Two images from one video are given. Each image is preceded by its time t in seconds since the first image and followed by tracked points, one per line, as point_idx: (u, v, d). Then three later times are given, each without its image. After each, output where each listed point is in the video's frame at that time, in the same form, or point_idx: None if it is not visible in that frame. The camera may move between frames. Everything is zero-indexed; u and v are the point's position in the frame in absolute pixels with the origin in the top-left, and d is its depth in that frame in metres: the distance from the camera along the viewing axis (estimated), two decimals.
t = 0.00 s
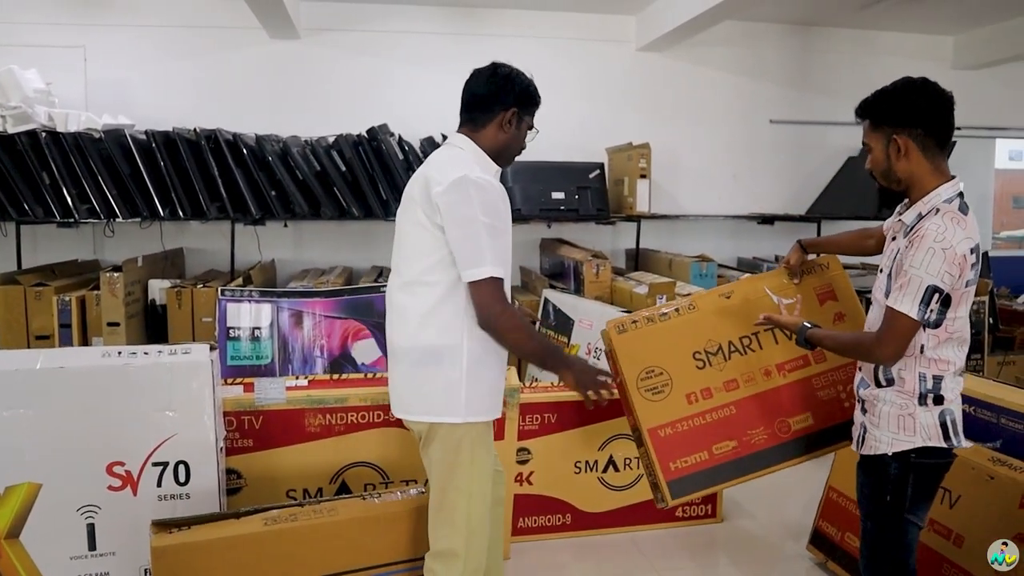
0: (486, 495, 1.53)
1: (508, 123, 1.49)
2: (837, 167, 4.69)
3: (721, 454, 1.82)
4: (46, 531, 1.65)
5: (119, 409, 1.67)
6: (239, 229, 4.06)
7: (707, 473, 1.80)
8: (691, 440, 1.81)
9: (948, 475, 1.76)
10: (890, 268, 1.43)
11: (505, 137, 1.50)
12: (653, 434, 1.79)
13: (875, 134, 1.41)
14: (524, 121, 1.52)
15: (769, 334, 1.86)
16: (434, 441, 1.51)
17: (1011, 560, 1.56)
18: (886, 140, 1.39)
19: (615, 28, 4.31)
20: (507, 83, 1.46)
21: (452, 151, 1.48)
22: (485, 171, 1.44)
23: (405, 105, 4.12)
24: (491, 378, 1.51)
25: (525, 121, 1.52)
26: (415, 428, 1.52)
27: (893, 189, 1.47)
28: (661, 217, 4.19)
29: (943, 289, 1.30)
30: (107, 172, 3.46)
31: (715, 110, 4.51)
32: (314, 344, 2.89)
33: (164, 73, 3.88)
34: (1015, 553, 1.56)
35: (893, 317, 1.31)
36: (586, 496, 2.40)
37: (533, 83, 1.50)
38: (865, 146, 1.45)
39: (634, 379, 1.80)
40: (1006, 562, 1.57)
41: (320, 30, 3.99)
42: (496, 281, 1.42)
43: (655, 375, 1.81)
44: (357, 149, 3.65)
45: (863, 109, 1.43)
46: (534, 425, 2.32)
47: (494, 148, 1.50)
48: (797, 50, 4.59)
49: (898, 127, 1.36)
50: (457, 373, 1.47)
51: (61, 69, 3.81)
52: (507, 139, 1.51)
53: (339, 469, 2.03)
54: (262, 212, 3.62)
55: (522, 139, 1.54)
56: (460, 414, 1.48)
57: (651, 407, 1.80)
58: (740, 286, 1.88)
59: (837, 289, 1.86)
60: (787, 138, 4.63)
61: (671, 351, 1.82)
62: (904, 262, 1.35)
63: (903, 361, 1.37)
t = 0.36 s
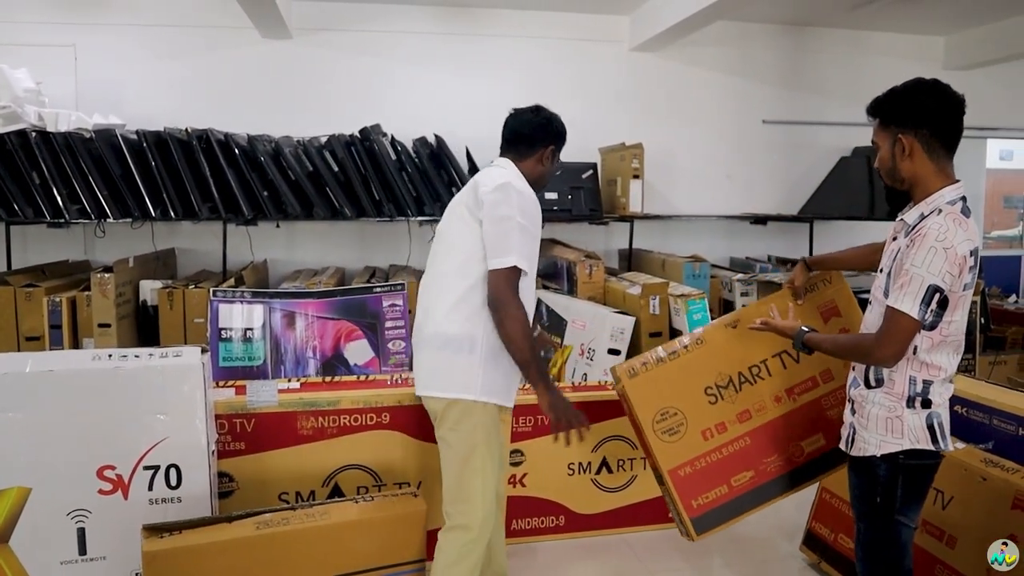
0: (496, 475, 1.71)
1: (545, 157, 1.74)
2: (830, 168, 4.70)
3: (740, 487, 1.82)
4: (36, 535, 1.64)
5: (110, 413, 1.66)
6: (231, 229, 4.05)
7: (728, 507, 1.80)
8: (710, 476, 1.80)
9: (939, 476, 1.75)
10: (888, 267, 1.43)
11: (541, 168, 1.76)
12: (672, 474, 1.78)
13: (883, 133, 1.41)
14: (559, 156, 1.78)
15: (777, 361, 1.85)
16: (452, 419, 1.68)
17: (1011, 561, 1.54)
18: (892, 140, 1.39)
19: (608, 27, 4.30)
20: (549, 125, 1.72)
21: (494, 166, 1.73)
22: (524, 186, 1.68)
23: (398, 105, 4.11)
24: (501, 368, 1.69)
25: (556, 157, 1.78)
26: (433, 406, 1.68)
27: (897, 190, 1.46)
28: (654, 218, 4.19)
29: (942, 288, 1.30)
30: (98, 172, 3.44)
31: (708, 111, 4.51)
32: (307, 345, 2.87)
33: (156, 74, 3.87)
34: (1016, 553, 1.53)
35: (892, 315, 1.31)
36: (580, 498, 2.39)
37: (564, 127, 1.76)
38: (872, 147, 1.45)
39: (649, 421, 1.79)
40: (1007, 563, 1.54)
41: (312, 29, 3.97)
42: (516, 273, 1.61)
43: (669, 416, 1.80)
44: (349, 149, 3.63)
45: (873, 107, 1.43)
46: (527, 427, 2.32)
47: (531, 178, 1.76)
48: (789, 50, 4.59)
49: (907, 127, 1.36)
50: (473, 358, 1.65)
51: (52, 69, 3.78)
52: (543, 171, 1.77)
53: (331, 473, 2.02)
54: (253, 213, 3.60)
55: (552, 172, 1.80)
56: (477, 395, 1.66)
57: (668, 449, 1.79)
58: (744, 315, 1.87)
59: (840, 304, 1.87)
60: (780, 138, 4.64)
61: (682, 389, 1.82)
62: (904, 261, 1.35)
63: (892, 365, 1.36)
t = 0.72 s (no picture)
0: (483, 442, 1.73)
1: (574, 189, 1.82)
2: (823, 166, 4.72)
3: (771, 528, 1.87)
4: (30, 532, 1.64)
5: (103, 410, 1.65)
6: (224, 227, 4.04)
7: (758, 549, 1.86)
8: (744, 527, 1.84)
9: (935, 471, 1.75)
10: (880, 259, 1.43)
11: (569, 199, 1.83)
12: (710, 533, 1.81)
13: (872, 129, 1.42)
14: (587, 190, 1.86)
15: (796, 404, 1.84)
16: (436, 383, 1.72)
17: (1011, 560, 1.51)
18: (882, 135, 1.40)
19: (601, 26, 4.31)
20: (583, 158, 1.80)
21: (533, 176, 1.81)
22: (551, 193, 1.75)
23: (391, 102, 4.11)
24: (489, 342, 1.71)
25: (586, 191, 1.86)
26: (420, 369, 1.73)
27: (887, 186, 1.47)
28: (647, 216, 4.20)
29: (938, 274, 1.30)
30: (91, 171, 3.43)
31: (701, 109, 4.52)
32: (301, 343, 2.87)
33: (148, 72, 3.86)
34: (1015, 553, 1.50)
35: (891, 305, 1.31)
36: (574, 495, 2.39)
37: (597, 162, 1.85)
38: (863, 144, 1.46)
39: (685, 492, 1.79)
40: (1007, 562, 1.52)
41: (305, 28, 3.97)
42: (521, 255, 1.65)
43: (704, 481, 1.80)
44: (342, 148, 3.63)
45: (864, 104, 1.44)
46: (521, 423, 2.33)
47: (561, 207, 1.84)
48: (783, 48, 4.60)
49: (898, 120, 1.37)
50: (460, 326, 1.70)
51: (43, 67, 3.77)
52: (571, 200, 1.85)
53: (325, 469, 2.02)
54: (247, 211, 3.59)
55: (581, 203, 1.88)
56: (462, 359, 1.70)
57: (704, 511, 1.81)
58: (766, 369, 1.82)
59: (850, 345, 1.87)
60: (773, 137, 4.65)
61: (712, 452, 1.80)
62: (897, 251, 1.35)
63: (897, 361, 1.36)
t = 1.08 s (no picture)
0: (477, 436, 1.73)
1: (574, 179, 1.81)
2: (817, 166, 4.73)
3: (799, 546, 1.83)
4: (24, 531, 1.64)
5: (97, 409, 1.65)
6: (219, 226, 4.04)
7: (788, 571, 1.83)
8: (773, 552, 1.80)
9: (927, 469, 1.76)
10: (871, 255, 1.42)
11: (570, 189, 1.82)
12: (744, 565, 1.78)
13: (852, 130, 1.43)
14: (590, 180, 1.84)
15: (800, 421, 1.79)
16: (430, 376, 1.72)
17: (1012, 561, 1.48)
18: (862, 136, 1.41)
19: (595, 26, 4.32)
20: (580, 148, 1.79)
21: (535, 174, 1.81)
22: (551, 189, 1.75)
23: (387, 103, 4.11)
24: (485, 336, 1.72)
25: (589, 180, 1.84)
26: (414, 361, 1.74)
27: (868, 187, 1.48)
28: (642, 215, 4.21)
29: (937, 264, 1.30)
30: (85, 170, 3.43)
31: (696, 109, 4.53)
32: (296, 343, 2.87)
33: (142, 72, 3.86)
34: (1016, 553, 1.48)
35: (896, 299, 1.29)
36: (568, 493, 2.40)
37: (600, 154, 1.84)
38: (844, 146, 1.47)
39: (710, 526, 1.74)
40: (1007, 563, 1.49)
41: (299, 28, 3.97)
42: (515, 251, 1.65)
43: (728, 513, 1.75)
44: (337, 147, 3.63)
45: (842, 106, 1.45)
46: (515, 422, 2.34)
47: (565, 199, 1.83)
48: (777, 48, 4.62)
49: (877, 119, 1.38)
50: (455, 320, 1.71)
51: (38, 67, 3.76)
52: (575, 191, 1.83)
53: (321, 467, 2.03)
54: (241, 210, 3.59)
55: (587, 194, 1.86)
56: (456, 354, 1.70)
57: (732, 544, 1.77)
58: (769, 391, 1.76)
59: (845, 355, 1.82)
60: (767, 136, 4.66)
61: (730, 483, 1.75)
62: (891, 247, 1.34)
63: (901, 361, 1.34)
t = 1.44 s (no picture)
0: (472, 440, 1.75)
1: (556, 158, 1.79)
2: (811, 166, 4.75)
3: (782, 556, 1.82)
4: (19, 530, 1.64)
5: (92, 408, 1.66)
6: (214, 226, 4.04)
7: None
8: (759, 562, 1.78)
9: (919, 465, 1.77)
10: (864, 253, 1.42)
11: (554, 169, 1.80)
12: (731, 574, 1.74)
13: (838, 131, 1.45)
14: (574, 158, 1.81)
15: (787, 426, 1.80)
16: (425, 381, 1.74)
17: (1012, 561, 1.50)
18: (848, 136, 1.43)
19: (591, 25, 4.32)
20: (559, 127, 1.78)
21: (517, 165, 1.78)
22: (534, 180, 1.73)
23: (383, 103, 4.11)
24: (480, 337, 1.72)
25: (573, 156, 1.81)
26: (410, 366, 1.75)
27: (856, 185, 1.50)
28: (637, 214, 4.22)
29: (936, 261, 1.31)
30: (80, 170, 3.42)
31: (691, 108, 4.54)
32: (291, 342, 2.88)
33: (138, 72, 3.85)
34: (1016, 554, 1.50)
35: (899, 297, 1.29)
36: (563, 491, 2.41)
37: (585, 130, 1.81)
38: (830, 148, 1.49)
39: (702, 532, 1.69)
40: (1007, 563, 1.51)
41: (295, 27, 3.97)
42: (503, 251, 1.65)
43: (719, 518, 1.71)
44: (332, 147, 3.64)
45: (831, 105, 1.46)
46: (510, 421, 2.34)
47: (549, 179, 1.81)
48: (772, 48, 4.63)
49: (864, 118, 1.39)
50: (448, 324, 1.71)
51: (32, 66, 3.76)
52: (560, 170, 1.81)
53: (316, 466, 2.03)
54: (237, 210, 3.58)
55: (574, 172, 1.84)
56: (449, 358, 1.70)
57: (722, 552, 1.72)
58: (757, 393, 1.76)
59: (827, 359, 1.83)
60: (761, 136, 4.67)
61: (721, 486, 1.71)
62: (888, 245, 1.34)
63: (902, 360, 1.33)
